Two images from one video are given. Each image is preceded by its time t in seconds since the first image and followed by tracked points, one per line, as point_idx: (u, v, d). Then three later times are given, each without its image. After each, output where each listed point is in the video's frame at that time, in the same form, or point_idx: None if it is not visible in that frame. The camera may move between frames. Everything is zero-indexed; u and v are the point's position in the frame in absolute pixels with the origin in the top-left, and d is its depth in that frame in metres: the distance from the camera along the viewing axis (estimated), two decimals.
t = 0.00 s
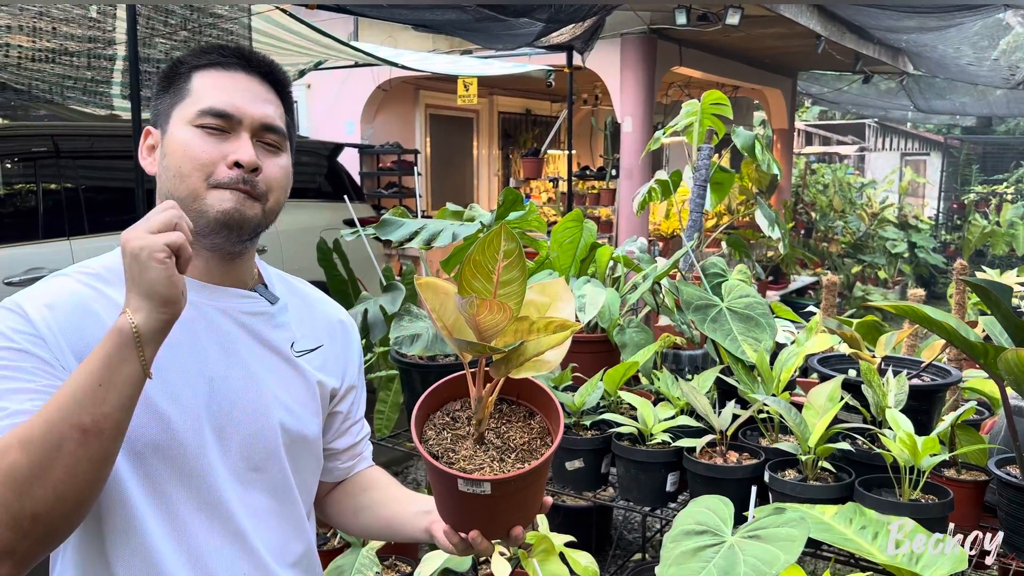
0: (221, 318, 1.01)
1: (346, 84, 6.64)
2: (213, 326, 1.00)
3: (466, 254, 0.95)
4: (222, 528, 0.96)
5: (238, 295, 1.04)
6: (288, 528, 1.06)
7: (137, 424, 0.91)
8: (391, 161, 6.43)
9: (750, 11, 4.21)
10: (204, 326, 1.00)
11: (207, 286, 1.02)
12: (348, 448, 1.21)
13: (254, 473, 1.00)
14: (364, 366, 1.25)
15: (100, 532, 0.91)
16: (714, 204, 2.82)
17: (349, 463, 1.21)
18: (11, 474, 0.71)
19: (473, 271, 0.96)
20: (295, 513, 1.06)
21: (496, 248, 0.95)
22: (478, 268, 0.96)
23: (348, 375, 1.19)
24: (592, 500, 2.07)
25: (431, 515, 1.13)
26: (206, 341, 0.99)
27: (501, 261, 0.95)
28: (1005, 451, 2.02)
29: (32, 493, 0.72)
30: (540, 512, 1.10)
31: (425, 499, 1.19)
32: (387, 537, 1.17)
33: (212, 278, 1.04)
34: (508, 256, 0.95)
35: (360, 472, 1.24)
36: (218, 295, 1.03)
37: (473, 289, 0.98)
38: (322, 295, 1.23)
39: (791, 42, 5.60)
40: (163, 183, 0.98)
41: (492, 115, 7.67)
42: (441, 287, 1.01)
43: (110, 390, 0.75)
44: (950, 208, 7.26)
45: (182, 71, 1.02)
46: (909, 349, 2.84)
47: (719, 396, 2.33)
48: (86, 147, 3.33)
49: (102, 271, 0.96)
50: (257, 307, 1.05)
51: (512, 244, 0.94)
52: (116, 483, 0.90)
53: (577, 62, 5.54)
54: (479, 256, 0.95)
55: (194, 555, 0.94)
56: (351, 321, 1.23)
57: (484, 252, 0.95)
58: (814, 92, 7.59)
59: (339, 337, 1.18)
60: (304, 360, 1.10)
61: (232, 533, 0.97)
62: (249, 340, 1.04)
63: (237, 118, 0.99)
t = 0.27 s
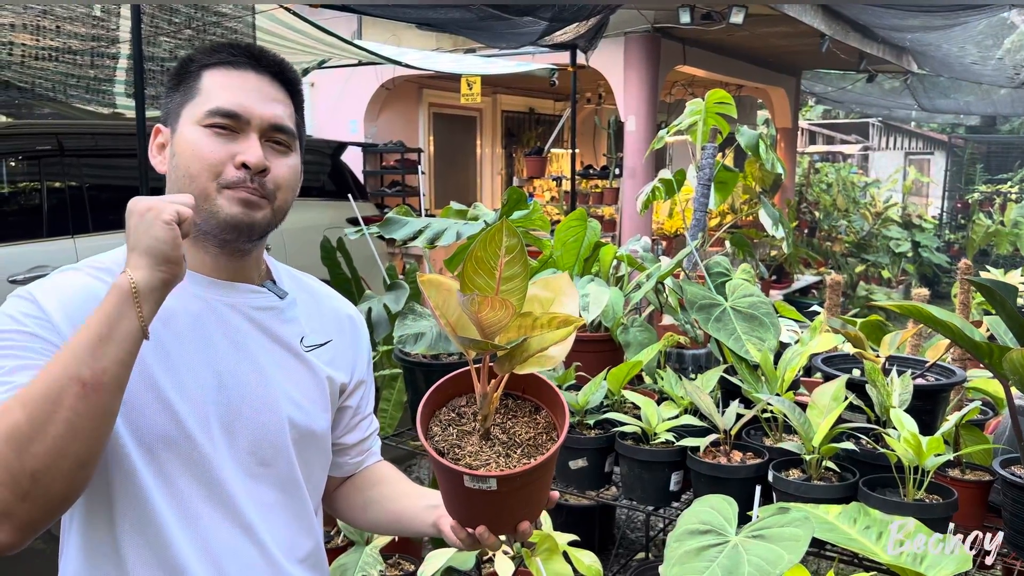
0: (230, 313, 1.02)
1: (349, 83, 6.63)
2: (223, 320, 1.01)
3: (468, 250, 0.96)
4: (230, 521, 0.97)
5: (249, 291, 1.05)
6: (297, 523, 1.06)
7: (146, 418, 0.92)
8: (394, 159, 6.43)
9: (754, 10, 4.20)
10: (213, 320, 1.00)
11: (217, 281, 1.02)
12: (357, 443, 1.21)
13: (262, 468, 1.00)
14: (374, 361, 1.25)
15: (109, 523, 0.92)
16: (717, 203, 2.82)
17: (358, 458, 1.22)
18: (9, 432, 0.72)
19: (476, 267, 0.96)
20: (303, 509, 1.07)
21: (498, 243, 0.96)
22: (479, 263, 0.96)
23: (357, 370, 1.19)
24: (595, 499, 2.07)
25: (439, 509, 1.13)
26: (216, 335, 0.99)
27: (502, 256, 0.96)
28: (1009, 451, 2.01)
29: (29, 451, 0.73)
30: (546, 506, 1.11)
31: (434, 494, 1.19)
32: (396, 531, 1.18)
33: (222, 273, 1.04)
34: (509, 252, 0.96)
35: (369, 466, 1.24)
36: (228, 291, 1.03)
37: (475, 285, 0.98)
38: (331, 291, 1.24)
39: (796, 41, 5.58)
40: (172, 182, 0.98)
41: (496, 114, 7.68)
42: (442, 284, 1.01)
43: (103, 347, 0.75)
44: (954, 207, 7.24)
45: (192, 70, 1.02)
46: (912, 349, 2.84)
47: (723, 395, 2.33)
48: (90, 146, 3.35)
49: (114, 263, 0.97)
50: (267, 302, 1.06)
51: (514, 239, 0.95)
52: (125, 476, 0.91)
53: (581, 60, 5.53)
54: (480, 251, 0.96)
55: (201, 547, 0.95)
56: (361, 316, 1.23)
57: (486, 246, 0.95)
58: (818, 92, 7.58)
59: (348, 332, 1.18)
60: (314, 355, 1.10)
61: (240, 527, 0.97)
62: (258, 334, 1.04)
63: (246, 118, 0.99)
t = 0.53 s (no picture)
0: (234, 308, 1.02)
1: (351, 82, 6.63)
2: (227, 315, 1.01)
3: (473, 244, 0.96)
4: (234, 515, 0.97)
5: (253, 285, 1.05)
6: (301, 517, 1.06)
7: (150, 412, 0.92)
8: (396, 158, 6.44)
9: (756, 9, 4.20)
10: (216, 314, 1.00)
11: (221, 277, 1.02)
12: (362, 437, 1.21)
13: (266, 461, 1.00)
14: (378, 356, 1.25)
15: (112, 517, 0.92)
16: (719, 202, 2.82)
17: (363, 453, 1.22)
18: None
19: (480, 262, 0.97)
20: (306, 503, 1.07)
21: (503, 238, 0.96)
22: (484, 258, 0.97)
23: (361, 364, 1.19)
24: (597, 497, 2.08)
25: (443, 504, 1.14)
26: (220, 329, 1.00)
27: (507, 252, 0.97)
28: (1011, 451, 2.01)
29: (21, 447, 0.73)
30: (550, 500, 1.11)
31: (438, 488, 1.20)
32: (400, 526, 1.18)
33: (226, 270, 1.04)
34: (514, 247, 0.96)
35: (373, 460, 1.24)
36: (232, 286, 1.03)
37: (479, 279, 0.99)
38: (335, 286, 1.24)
39: (798, 40, 5.58)
40: (176, 179, 0.99)
41: (498, 113, 7.69)
42: (447, 278, 1.01)
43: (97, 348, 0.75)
44: (956, 207, 7.23)
45: (197, 67, 1.02)
46: (914, 349, 2.84)
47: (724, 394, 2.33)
48: (92, 145, 3.36)
49: (116, 258, 0.97)
50: (270, 296, 1.06)
51: (518, 234, 0.95)
52: (129, 470, 0.91)
53: (583, 59, 5.53)
54: (485, 246, 0.96)
55: (205, 540, 0.95)
56: (364, 311, 1.23)
57: (491, 241, 0.96)
58: (820, 91, 7.57)
59: (352, 327, 1.18)
60: (318, 349, 1.10)
61: (244, 520, 0.98)
62: (262, 329, 1.04)
63: (250, 116, 0.99)
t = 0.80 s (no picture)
0: (233, 308, 1.02)
1: (352, 81, 6.63)
2: (227, 315, 1.01)
3: (469, 251, 0.96)
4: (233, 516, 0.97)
5: (254, 286, 1.05)
6: (300, 517, 1.06)
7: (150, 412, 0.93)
8: (397, 157, 6.44)
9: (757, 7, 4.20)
10: (215, 314, 1.00)
11: (218, 277, 1.02)
12: (358, 438, 1.21)
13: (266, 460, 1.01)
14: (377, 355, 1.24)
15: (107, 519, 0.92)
16: (720, 200, 2.82)
17: (360, 453, 1.22)
18: (25, 543, 0.73)
19: (475, 268, 0.97)
20: (306, 503, 1.07)
21: (500, 246, 0.96)
22: (479, 264, 0.97)
23: (360, 364, 1.19)
24: (597, 496, 2.07)
25: (433, 509, 1.13)
26: (218, 329, 1.00)
27: (503, 259, 0.97)
28: (1013, 449, 2.01)
29: (32, 563, 0.73)
30: (542, 508, 1.10)
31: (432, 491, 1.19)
32: (392, 528, 1.18)
33: (224, 270, 1.04)
34: (510, 254, 0.97)
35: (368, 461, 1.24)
36: (230, 286, 1.03)
37: (473, 286, 0.98)
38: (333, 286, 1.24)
39: (799, 38, 5.57)
40: (176, 179, 1.00)
41: (499, 111, 7.69)
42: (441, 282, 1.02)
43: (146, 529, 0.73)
44: (957, 205, 7.21)
45: (199, 67, 1.02)
46: (915, 347, 2.83)
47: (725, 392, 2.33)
48: (93, 143, 3.36)
49: (116, 260, 0.98)
50: (269, 297, 1.06)
51: (514, 242, 0.96)
52: (128, 469, 0.92)
53: (584, 57, 5.53)
54: (481, 253, 0.96)
55: (204, 542, 0.95)
56: (363, 312, 1.22)
57: (487, 248, 0.96)
58: (821, 89, 7.57)
59: (350, 327, 1.18)
60: (317, 349, 1.10)
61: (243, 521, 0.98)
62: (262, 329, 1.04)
63: (250, 120, 0.99)
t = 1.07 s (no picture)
0: (232, 309, 1.02)
1: (353, 80, 6.63)
2: (226, 316, 1.01)
3: (464, 264, 0.95)
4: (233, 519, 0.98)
5: (251, 286, 1.05)
6: (302, 518, 1.06)
7: (149, 414, 0.94)
8: (398, 155, 6.44)
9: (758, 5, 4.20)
10: (212, 315, 1.00)
11: (216, 277, 1.02)
12: (362, 436, 1.21)
13: (265, 463, 1.01)
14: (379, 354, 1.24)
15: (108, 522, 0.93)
16: (720, 199, 2.82)
17: (363, 451, 1.22)
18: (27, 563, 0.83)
19: (470, 282, 0.96)
20: (307, 504, 1.07)
21: (494, 260, 0.95)
22: (474, 278, 0.96)
23: (361, 364, 1.19)
24: (597, 495, 2.07)
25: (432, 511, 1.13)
26: (218, 330, 1.00)
27: (498, 274, 0.96)
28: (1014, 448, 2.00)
29: None
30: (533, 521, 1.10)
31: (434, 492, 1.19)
32: (393, 528, 1.18)
33: (222, 270, 1.04)
34: (505, 269, 0.95)
35: (372, 460, 1.24)
36: (228, 285, 1.03)
37: (467, 301, 0.97)
38: (336, 285, 1.23)
39: (800, 37, 5.57)
40: (170, 179, 1.00)
41: (500, 110, 7.69)
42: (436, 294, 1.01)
43: None
44: (958, 204, 7.20)
45: (188, 67, 1.02)
46: (916, 345, 2.83)
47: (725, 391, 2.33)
48: (94, 142, 3.36)
49: (114, 264, 0.99)
50: (269, 297, 1.06)
51: (510, 257, 0.95)
52: (129, 472, 0.93)
53: (585, 56, 5.52)
54: (476, 268, 0.95)
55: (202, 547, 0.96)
56: (365, 311, 1.22)
57: (482, 263, 0.95)
58: (823, 87, 7.56)
59: (352, 326, 1.18)
60: (317, 350, 1.10)
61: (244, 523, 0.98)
62: (261, 330, 1.04)
63: (239, 115, 0.99)
